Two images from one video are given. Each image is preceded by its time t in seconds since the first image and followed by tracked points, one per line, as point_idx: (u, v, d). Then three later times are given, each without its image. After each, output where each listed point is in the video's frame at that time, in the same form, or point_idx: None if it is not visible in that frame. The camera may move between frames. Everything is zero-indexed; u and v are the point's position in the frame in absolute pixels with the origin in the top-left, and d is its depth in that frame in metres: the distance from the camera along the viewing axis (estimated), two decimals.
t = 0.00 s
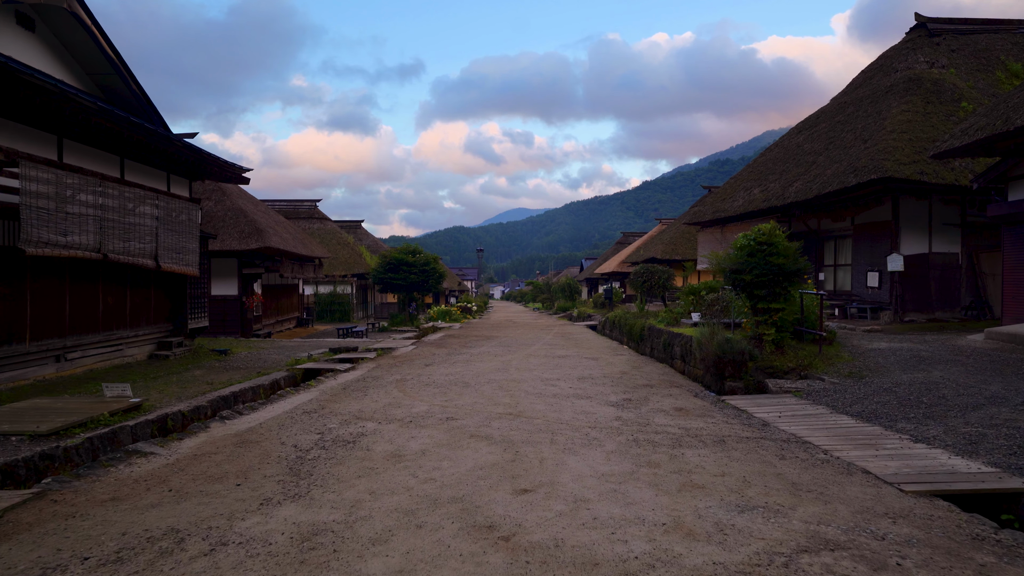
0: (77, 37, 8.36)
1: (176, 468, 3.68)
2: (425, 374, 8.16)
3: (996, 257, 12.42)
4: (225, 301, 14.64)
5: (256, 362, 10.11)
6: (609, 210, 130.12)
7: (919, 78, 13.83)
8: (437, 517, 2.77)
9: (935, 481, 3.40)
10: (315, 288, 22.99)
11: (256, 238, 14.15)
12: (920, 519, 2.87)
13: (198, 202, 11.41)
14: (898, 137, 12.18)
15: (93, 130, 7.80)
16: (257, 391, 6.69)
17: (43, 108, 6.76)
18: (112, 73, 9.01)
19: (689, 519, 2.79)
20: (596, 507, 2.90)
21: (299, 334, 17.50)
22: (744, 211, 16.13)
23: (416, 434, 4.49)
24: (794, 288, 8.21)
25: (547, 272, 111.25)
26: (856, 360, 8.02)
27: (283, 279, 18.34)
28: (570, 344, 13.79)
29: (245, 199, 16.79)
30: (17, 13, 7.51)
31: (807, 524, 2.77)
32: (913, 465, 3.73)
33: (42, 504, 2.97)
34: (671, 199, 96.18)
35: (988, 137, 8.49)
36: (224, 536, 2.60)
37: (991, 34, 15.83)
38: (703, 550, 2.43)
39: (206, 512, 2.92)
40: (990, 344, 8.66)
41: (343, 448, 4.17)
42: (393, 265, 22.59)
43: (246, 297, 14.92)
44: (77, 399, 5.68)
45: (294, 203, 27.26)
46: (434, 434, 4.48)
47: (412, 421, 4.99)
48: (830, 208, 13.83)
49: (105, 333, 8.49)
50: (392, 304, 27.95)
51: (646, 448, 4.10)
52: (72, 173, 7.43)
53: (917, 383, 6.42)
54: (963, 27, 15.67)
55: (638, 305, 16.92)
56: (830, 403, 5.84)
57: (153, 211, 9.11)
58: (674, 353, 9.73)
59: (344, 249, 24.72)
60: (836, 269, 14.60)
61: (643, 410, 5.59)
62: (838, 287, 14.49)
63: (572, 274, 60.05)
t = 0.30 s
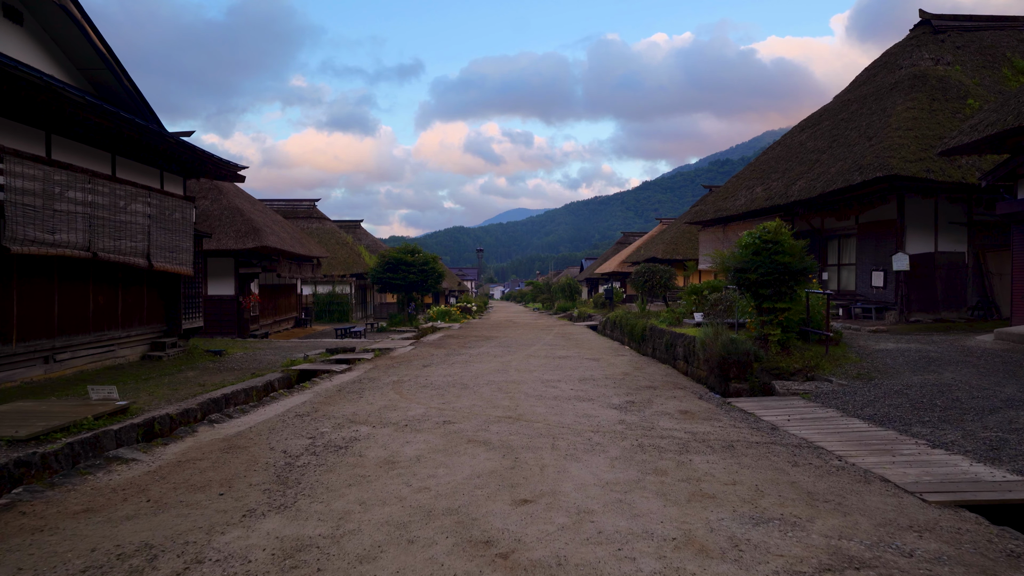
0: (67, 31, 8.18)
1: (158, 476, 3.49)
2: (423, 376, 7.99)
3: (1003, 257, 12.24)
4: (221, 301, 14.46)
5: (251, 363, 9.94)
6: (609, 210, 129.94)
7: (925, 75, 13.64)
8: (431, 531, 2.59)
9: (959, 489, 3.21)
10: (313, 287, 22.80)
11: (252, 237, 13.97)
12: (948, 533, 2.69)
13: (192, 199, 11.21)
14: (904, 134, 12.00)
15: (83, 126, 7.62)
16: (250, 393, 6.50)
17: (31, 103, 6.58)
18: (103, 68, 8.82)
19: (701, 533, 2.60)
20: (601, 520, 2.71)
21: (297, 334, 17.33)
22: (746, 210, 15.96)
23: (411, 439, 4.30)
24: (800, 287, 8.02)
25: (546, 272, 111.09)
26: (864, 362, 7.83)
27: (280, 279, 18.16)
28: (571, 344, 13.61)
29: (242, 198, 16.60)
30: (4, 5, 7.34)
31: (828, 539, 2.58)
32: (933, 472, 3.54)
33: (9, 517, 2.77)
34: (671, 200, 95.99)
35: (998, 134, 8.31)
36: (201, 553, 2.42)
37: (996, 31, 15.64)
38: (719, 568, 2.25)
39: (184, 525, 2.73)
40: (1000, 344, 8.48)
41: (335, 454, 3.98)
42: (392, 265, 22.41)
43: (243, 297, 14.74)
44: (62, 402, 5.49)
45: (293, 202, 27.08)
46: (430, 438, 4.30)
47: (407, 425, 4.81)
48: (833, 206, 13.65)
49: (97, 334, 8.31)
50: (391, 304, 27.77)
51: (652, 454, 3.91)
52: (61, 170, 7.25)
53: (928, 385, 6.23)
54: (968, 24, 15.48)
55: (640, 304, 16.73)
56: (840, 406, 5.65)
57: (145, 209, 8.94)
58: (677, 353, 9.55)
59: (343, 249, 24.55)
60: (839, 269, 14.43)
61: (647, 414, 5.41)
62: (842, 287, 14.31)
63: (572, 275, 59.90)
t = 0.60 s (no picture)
0: (57, 25, 7.99)
1: (137, 486, 3.31)
2: (420, 378, 7.80)
3: (1010, 256, 12.06)
4: (218, 301, 14.27)
5: (246, 364, 9.76)
6: (609, 210, 129.74)
7: (929, 72, 13.46)
8: (424, 549, 2.41)
9: (985, 502, 3.04)
10: (311, 287, 22.61)
11: (249, 236, 13.80)
12: (977, 550, 2.52)
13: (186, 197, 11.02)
14: (910, 132, 11.82)
15: (73, 122, 7.44)
16: (242, 396, 6.31)
17: (18, 98, 6.40)
18: (94, 63, 8.64)
19: (714, 551, 2.43)
20: (607, 537, 2.53)
21: (295, 334, 17.15)
22: (748, 209, 15.78)
23: (406, 446, 4.12)
24: (806, 287, 7.84)
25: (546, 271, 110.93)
26: (871, 363, 7.65)
27: (278, 279, 17.98)
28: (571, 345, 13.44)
29: (238, 196, 16.41)
30: None
31: (850, 558, 2.41)
32: (954, 482, 3.37)
33: None
34: (672, 199, 95.82)
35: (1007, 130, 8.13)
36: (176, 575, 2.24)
37: (1001, 28, 15.47)
38: None
39: (160, 542, 2.55)
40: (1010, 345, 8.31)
41: (326, 462, 3.80)
42: (390, 264, 22.23)
43: (240, 297, 14.56)
44: (46, 406, 5.31)
45: (291, 201, 26.89)
46: (426, 445, 4.12)
47: (402, 431, 4.63)
48: (837, 205, 13.47)
49: (87, 335, 8.12)
50: (390, 304, 27.60)
51: (657, 462, 3.73)
52: (50, 166, 7.07)
53: (940, 388, 6.06)
54: (973, 21, 15.29)
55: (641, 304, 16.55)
56: (850, 410, 5.48)
57: (137, 207, 8.76)
58: (679, 355, 9.37)
59: (341, 248, 24.38)
60: (843, 268, 14.25)
61: (651, 418, 5.23)
62: (845, 287, 14.14)
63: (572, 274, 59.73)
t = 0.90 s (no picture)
0: (46, 18, 7.81)
1: (116, 497, 3.13)
2: (418, 380, 7.63)
3: (1016, 256, 11.89)
4: (214, 301, 14.09)
5: (241, 365, 9.58)
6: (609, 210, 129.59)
7: (934, 69, 13.30)
8: (417, 569, 2.23)
9: (1014, 514, 2.86)
10: (309, 287, 22.42)
11: (245, 235, 13.62)
12: (1012, 568, 2.34)
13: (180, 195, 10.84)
14: (915, 129, 11.66)
15: (62, 118, 7.26)
16: (235, 398, 6.13)
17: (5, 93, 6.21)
18: (85, 58, 8.45)
19: (728, 570, 2.26)
20: (613, 555, 2.36)
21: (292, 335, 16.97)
22: (750, 208, 15.62)
23: (401, 453, 3.94)
24: (813, 287, 7.66)
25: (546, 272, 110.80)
26: (879, 365, 7.48)
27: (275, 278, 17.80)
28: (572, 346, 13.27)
29: (235, 195, 16.24)
30: None
31: None
32: (979, 492, 3.20)
33: None
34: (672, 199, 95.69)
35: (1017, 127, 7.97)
36: None
37: (1006, 25, 15.30)
38: None
39: (134, 560, 2.37)
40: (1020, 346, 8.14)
41: (316, 470, 3.63)
42: (389, 264, 22.06)
43: (236, 296, 14.36)
44: (31, 409, 5.12)
45: (290, 200, 26.71)
46: (421, 452, 3.94)
47: (398, 436, 4.44)
48: (841, 204, 13.30)
49: (77, 336, 7.94)
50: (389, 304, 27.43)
51: (664, 470, 3.56)
52: (38, 163, 6.90)
53: (953, 390, 5.89)
54: (978, 18, 15.12)
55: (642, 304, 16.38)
56: (862, 414, 5.30)
57: (129, 205, 8.58)
58: (682, 355, 9.21)
59: (340, 248, 24.21)
60: (846, 268, 14.09)
61: (656, 422, 5.05)
62: (849, 287, 13.98)
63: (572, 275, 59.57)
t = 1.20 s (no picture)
0: (35, 12, 7.62)
1: (92, 509, 2.95)
2: (416, 382, 7.46)
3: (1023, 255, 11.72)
4: (210, 301, 13.91)
5: (236, 366, 9.40)
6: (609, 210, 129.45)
7: (939, 67, 13.14)
8: None
9: None
10: (308, 287, 22.24)
11: (241, 234, 13.44)
12: None
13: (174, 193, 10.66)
14: (920, 127, 11.49)
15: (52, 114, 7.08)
16: (226, 402, 5.95)
17: None
18: (76, 53, 8.27)
19: None
20: None
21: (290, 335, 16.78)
22: (752, 207, 15.46)
23: (395, 461, 3.76)
24: (819, 287, 7.49)
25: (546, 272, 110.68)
26: (887, 366, 7.31)
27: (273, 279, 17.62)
28: (572, 347, 13.10)
29: (232, 194, 16.07)
30: None
31: None
32: (1005, 505, 3.02)
33: None
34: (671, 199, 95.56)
35: None
36: None
37: (1011, 23, 15.14)
38: None
39: None
40: None
41: (306, 479, 3.45)
42: (388, 264, 21.89)
43: (233, 297, 14.13)
44: (14, 413, 4.95)
45: (288, 200, 26.55)
46: (416, 460, 3.76)
47: (392, 443, 4.26)
48: (845, 203, 13.13)
49: (67, 337, 7.76)
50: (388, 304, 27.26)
51: (672, 480, 3.38)
52: (26, 160, 6.72)
53: (965, 393, 5.72)
54: (982, 15, 14.96)
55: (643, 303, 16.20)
56: (873, 418, 5.12)
57: (121, 203, 8.40)
58: (685, 357, 9.04)
59: (338, 248, 24.04)
60: (850, 267, 13.92)
61: (661, 427, 4.88)
62: (853, 287, 13.82)
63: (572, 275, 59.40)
